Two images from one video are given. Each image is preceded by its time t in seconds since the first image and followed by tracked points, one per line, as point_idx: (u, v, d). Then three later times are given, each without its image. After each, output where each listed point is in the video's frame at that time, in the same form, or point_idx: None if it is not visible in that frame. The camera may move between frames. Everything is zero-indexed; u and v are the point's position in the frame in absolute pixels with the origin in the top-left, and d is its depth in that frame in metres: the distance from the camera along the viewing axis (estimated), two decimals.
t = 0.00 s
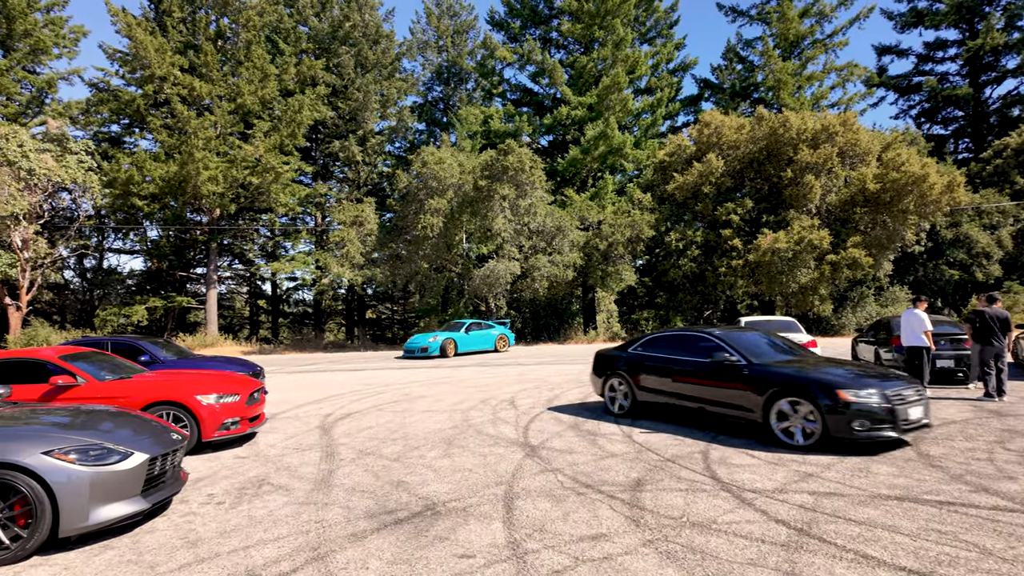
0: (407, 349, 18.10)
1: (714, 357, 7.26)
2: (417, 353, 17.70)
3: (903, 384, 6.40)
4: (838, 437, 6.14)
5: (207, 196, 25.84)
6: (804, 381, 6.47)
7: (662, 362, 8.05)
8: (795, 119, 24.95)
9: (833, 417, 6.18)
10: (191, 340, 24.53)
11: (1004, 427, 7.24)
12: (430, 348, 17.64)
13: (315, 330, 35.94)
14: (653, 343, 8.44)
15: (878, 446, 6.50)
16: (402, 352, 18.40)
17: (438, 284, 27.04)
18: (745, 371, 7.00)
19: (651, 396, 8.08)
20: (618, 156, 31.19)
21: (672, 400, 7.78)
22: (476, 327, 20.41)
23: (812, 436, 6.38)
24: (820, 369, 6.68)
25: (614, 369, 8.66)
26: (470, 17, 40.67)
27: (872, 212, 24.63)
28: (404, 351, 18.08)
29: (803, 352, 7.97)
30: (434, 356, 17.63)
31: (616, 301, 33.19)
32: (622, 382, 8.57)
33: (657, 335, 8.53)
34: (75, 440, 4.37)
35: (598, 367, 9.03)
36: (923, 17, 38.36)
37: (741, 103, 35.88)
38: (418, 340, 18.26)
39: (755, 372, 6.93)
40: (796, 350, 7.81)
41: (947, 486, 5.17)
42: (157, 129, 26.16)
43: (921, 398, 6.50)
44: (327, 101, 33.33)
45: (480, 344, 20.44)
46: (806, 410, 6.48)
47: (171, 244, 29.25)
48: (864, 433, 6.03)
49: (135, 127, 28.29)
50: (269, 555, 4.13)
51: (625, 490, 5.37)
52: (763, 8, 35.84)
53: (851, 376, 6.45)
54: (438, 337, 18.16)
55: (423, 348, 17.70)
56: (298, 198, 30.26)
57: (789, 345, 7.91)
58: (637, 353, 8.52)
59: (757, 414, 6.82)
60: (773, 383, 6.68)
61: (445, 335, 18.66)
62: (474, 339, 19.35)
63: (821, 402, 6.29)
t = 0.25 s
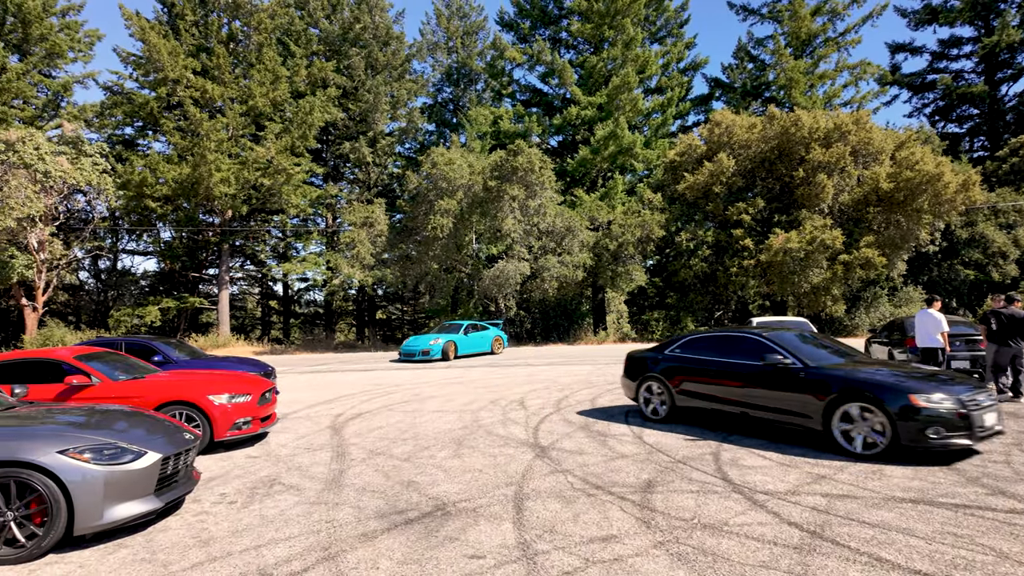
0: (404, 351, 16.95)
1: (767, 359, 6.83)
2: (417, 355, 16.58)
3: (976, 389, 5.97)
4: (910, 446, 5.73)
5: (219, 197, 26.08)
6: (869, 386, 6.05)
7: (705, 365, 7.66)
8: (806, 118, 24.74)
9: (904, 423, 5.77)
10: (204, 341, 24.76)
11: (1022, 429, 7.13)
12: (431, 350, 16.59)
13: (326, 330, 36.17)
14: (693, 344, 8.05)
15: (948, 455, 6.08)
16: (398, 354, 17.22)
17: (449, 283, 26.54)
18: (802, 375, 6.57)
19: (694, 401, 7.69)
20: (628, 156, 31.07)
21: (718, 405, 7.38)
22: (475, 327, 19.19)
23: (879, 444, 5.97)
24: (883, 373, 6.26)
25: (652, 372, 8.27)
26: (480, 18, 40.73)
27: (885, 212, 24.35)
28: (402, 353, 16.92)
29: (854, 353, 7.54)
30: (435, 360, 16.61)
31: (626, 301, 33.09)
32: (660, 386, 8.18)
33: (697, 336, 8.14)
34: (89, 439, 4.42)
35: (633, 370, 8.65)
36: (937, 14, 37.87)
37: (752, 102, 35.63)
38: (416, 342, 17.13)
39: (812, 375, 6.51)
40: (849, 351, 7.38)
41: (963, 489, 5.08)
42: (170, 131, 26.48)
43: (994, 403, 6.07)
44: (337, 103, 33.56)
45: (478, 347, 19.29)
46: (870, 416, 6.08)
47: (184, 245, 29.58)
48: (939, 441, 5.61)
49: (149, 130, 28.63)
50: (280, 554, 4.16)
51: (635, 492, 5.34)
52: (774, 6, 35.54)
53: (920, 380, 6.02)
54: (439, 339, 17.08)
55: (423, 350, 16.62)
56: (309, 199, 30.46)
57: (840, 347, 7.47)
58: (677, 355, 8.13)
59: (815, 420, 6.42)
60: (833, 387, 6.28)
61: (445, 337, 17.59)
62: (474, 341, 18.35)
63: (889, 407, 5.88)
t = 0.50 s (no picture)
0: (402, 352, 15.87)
1: (819, 362, 6.44)
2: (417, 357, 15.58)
3: None
4: (982, 455, 5.38)
5: (225, 198, 26.20)
6: (936, 392, 5.68)
7: (745, 367, 7.26)
8: (812, 118, 24.62)
9: (975, 431, 5.42)
10: (209, 341, 24.85)
11: None
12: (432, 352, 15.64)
13: (331, 331, 36.30)
14: (730, 346, 7.64)
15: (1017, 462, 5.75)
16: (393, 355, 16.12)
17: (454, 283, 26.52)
18: (858, 379, 6.19)
19: (734, 405, 7.28)
20: (633, 156, 30.98)
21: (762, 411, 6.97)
22: (472, 330, 18.28)
23: (947, 453, 5.62)
24: (947, 376, 5.90)
25: (686, 374, 7.83)
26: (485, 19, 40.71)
27: (892, 211, 24.17)
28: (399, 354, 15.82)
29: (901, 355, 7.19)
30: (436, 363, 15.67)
31: (631, 302, 33.04)
32: (694, 389, 7.76)
33: (733, 336, 7.74)
34: (96, 439, 4.45)
35: (662, 373, 8.21)
36: (945, 13, 37.62)
37: (757, 102, 35.48)
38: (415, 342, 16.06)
39: (869, 380, 6.13)
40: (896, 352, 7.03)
41: (970, 490, 5.05)
42: (176, 132, 26.65)
43: None
44: (342, 104, 33.66)
45: (474, 349, 18.39)
46: (937, 423, 5.72)
47: (190, 246, 29.75)
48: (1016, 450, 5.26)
49: (155, 131, 28.79)
50: (285, 555, 4.17)
51: (640, 493, 5.33)
52: (780, 5, 35.36)
53: (989, 383, 5.66)
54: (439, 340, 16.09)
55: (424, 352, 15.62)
56: (315, 200, 30.56)
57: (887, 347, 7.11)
58: (711, 357, 7.72)
59: (874, 427, 6.06)
60: (895, 392, 5.90)
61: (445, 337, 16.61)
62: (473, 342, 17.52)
63: (959, 414, 5.52)
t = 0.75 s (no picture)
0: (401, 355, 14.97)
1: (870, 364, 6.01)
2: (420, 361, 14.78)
3: None
4: None
5: (228, 199, 26.29)
6: (1004, 395, 5.24)
7: (784, 369, 6.82)
8: (814, 118, 24.61)
9: None
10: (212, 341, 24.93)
11: None
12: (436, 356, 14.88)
13: (333, 331, 36.38)
14: (766, 346, 7.22)
15: None
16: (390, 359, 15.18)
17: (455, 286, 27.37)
18: (914, 381, 5.76)
19: (774, 411, 6.85)
20: (635, 156, 30.94)
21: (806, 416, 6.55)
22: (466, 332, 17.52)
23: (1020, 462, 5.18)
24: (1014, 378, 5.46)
25: (718, 378, 7.40)
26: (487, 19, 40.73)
27: (895, 211, 24.11)
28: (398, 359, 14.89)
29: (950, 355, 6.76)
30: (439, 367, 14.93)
31: (633, 302, 33.04)
32: (729, 394, 7.33)
33: (767, 337, 7.31)
34: (99, 439, 4.47)
35: (691, 377, 7.78)
36: (948, 13, 37.56)
37: (760, 102, 35.45)
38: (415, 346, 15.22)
39: (926, 382, 5.71)
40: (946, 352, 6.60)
41: (973, 491, 5.03)
42: (179, 134, 26.75)
43: None
44: (345, 105, 33.76)
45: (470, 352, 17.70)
46: (1006, 428, 5.28)
47: (193, 247, 29.86)
48: None
49: (158, 132, 28.89)
50: (286, 555, 4.18)
51: (642, 493, 5.32)
52: (782, 5, 35.31)
53: None
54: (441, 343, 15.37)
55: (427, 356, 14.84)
56: (317, 201, 30.63)
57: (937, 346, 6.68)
58: (745, 360, 7.28)
59: (933, 433, 5.63)
60: (960, 396, 5.44)
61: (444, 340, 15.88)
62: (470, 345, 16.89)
63: None
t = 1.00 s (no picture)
0: (404, 360, 14.21)
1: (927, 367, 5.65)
2: (426, 366, 14.10)
3: None
4: None
5: (228, 200, 26.32)
6: None
7: (827, 373, 6.45)
8: (815, 118, 24.60)
9: None
10: (211, 341, 24.92)
11: None
12: (442, 361, 14.26)
13: (334, 332, 36.40)
14: (805, 348, 6.86)
15: None
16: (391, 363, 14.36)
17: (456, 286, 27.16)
18: (976, 385, 5.40)
19: (816, 417, 6.48)
20: (635, 157, 30.91)
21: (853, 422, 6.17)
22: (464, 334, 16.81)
23: None
24: None
25: (754, 382, 7.02)
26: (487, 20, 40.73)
27: (895, 212, 24.08)
28: (402, 363, 14.13)
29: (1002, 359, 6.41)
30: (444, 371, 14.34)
31: (633, 303, 33.04)
32: (765, 399, 6.96)
33: (805, 339, 6.94)
34: (100, 440, 4.47)
35: (723, 381, 7.40)
36: (948, 13, 37.57)
37: (760, 103, 35.46)
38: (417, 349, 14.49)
39: (989, 386, 5.35)
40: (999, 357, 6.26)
41: (973, 491, 5.02)
42: (180, 134, 26.78)
43: None
44: (345, 106, 33.82)
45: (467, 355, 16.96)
46: None
47: (194, 247, 29.87)
48: None
49: (159, 133, 28.91)
50: (286, 555, 4.18)
51: (641, 494, 5.33)
52: (783, 6, 35.30)
53: None
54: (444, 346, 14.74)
55: (433, 360, 14.20)
56: (318, 202, 30.64)
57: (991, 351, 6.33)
58: (783, 363, 6.91)
59: (997, 441, 5.27)
60: None
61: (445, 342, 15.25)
62: (470, 346, 16.35)
63: None
